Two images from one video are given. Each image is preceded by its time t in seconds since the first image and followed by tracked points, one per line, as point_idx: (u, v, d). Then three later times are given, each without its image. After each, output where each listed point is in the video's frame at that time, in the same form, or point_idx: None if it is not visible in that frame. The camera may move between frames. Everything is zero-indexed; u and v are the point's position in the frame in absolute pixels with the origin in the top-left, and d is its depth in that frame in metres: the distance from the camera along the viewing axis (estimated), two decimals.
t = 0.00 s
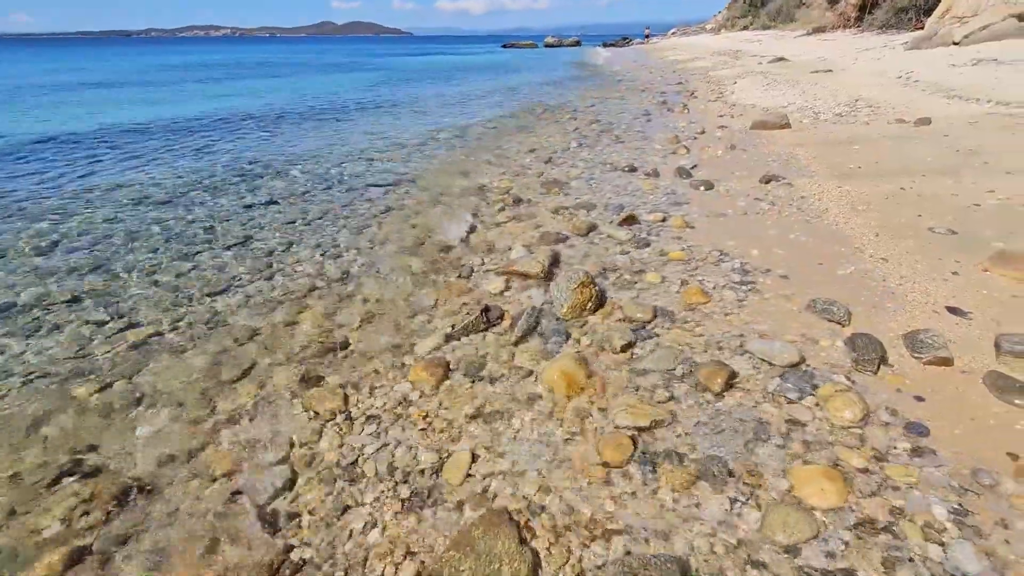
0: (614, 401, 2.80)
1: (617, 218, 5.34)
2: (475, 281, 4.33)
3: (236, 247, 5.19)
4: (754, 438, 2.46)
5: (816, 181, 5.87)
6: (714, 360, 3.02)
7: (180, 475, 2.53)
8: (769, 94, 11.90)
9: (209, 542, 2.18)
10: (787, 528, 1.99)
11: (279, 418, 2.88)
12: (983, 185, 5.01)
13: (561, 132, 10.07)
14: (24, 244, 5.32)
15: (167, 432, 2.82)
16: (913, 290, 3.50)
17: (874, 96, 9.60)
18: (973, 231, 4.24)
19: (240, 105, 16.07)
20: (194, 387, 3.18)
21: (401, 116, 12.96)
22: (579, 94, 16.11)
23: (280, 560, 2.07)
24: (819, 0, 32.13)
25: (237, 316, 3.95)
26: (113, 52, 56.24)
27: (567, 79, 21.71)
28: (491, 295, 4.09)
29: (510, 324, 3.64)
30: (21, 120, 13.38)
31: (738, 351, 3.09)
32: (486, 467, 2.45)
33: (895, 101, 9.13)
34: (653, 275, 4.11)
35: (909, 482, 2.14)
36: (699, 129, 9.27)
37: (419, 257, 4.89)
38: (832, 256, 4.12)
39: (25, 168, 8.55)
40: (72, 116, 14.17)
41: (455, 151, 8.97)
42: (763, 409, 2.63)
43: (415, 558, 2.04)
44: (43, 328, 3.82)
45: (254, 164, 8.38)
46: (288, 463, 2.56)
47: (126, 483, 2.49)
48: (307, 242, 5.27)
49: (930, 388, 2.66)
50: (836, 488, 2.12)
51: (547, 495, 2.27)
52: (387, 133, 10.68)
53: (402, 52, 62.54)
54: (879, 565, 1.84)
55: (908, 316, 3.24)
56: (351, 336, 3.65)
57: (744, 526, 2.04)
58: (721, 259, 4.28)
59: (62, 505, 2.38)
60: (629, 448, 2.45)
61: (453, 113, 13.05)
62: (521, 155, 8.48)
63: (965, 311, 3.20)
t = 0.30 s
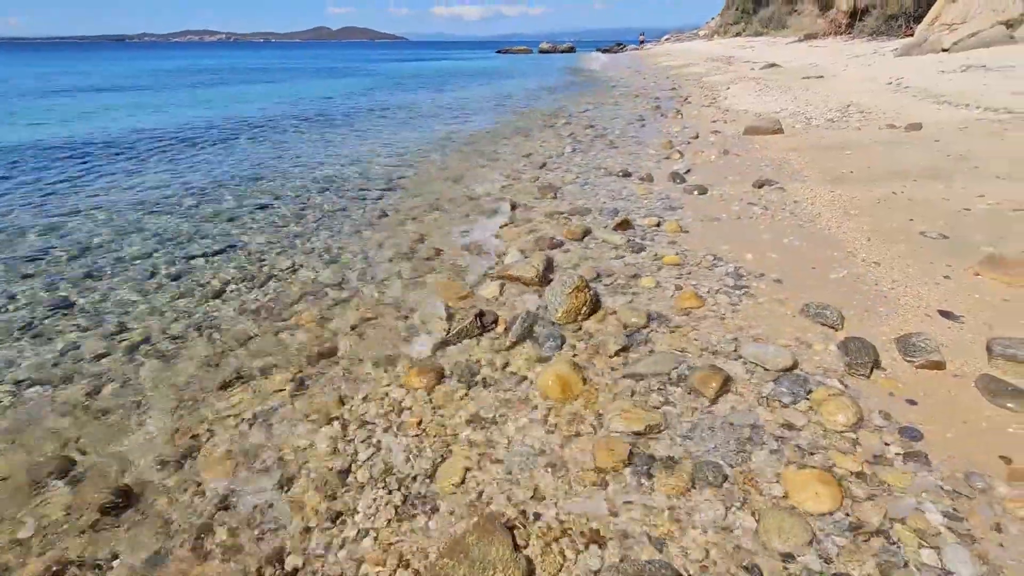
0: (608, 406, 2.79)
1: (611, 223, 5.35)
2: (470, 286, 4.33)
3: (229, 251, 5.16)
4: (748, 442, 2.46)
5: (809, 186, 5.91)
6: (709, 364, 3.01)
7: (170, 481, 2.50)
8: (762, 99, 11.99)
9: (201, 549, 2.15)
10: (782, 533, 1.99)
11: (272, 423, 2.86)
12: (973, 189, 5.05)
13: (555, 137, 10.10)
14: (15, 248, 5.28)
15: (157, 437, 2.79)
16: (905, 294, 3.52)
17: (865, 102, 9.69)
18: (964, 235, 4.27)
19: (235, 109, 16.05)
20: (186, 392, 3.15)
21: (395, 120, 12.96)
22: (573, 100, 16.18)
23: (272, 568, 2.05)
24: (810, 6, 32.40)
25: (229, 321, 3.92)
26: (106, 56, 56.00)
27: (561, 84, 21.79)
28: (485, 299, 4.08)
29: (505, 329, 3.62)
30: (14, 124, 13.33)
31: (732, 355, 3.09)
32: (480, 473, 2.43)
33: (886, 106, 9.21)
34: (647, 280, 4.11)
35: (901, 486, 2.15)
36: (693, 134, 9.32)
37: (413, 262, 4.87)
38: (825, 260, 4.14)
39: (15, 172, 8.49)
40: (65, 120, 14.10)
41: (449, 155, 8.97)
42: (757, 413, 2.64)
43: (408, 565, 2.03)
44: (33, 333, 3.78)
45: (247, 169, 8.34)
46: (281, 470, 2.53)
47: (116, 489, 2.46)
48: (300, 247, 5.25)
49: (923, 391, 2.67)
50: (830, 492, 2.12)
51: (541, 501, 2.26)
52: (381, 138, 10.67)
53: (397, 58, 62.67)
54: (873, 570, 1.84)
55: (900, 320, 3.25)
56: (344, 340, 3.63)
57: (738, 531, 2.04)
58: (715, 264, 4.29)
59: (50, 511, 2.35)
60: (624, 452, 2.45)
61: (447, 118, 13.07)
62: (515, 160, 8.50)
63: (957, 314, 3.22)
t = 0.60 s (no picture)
0: (599, 420, 2.78)
1: (602, 236, 5.38)
2: (461, 298, 4.32)
3: (218, 263, 5.13)
4: (738, 455, 2.46)
5: (796, 199, 5.98)
6: (698, 377, 3.02)
7: (152, 497, 2.45)
8: (750, 114, 12.16)
9: (184, 568, 2.11)
10: (772, 547, 1.99)
11: (259, 437, 2.82)
12: (956, 203, 5.13)
13: (547, 150, 10.17)
14: None
15: (141, 451, 2.74)
16: (892, 307, 3.56)
17: (850, 116, 9.86)
18: (949, 248, 4.33)
19: (227, 121, 16.06)
20: (171, 405, 3.10)
21: (388, 133, 13.01)
22: (565, 113, 16.33)
23: None
24: (796, 23, 33.01)
25: (216, 333, 3.88)
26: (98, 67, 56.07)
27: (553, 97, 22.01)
28: (477, 312, 4.08)
29: (495, 342, 3.62)
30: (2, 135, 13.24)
31: (722, 368, 3.10)
32: (470, 489, 2.41)
33: (871, 121, 9.37)
34: (638, 292, 4.13)
35: (890, 499, 2.15)
36: (683, 147, 9.42)
37: (404, 274, 4.86)
38: (813, 273, 4.18)
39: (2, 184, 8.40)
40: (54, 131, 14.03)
41: (441, 168, 8.99)
42: (747, 426, 2.64)
43: None
44: (15, 346, 3.72)
45: (237, 180, 8.32)
46: (267, 485, 2.50)
47: (96, 505, 2.40)
48: (290, 258, 5.22)
49: (910, 404, 2.69)
50: (819, 506, 2.12)
51: (531, 517, 2.24)
52: (373, 150, 10.69)
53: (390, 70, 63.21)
54: None
55: (887, 333, 3.28)
56: (334, 353, 3.61)
57: (728, 546, 2.03)
58: (705, 276, 4.32)
59: (27, 529, 2.29)
60: (614, 467, 2.44)
61: (440, 131, 13.13)
62: (507, 172, 8.54)
63: (943, 327, 3.26)
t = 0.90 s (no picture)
0: (589, 438, 2.77)
1: (592, 253, 5.42)
2: (451, 314, 4.32)
3: (206, 278, 5.09)
4: (727, 475, 2.46)
5: (784, 217, 6.08)
6: (688, 396, 3.03)
7: (134, 517, 2.40)
8: (738, 133, 12.38)
9: None
10: (761, 569, 1.98)
11: (245, 455, 2.78)
12: (939, 223, 5.24)
13: (538, 167, 10.26)
14: None
15: (123, 470, 2.69)
16: (877, 325, 3.60)
17: (835, 137, 10.07)
18: (932, 267, 4.41)
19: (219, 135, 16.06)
20: (154, 423, 3.05)
21: (380, 149, 13.07)
22: (556, 130, 16.52)
23: None
24: (781, 45, 33.79)
25: (203, 349, 3.84)
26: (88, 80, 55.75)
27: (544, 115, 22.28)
28: (467, 328, 4.07)
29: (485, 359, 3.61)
30: None
31: (711, 386, 3.11)
32: (459, 509, 2.39)
33: (856, 142, 9.57)
34: (628, 309, 4.15)
35: (878, 519, 2.16)
36: (672, 166, 9.55)
37: (394, 290, 4.85)
38: (800, 291, 4.23)
39: None
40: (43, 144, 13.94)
41: (434, 184, 9.04)
42: (736, 445, 2.65)
43: None
44: None
45: (228, 195, 8.30)
46: (252, 505, 2.45)
47: (75, 527, 2.35)
48: (280, 273, 5.20)
49: (897, 423, 2.71)
50: (808, 526, 2.12)
51: (520, 538, 2.22)
52: (366, 165, 10.73)
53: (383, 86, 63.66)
54: None
55: (873, 351, 3.32)
56: (322, 369, 3.58)
57: (717, 568, 2.02)
58: (695, 294, 4.36)
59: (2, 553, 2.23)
60: (604, 487, 2.43)
61: (432, 147, 13.22)
62: (499, 189, 8.59)
63: (927, 346, 3.30)
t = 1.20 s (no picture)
0: (577, 459, 2.76)
1: (581, 272, 5.46)
2: (440, 332, 4.31)
3: (192, 294, 5.04)
4: (714, 497, 2.46)
5: (769, 239, 6.17)
6: (675, 417, 3.03)
7: (111, 540, 2.34)
8: (724, 156, 12.61)
9: None
10: None
11: (227, 475, 2.73)
12: (920, 246, 5.36)
13: (528, 187, 10.35)
14: None
15: (100, 490, 2.63)
16: (862, 347, 3.65)
17: (819, 161, 10.31)
18: (913, 289, 4.50)
19: (209, 151, 16.04)
20: (135, 441, 2.99)
21: (371, 166, 13.12)
22: (546, 150, 16.73)
23: None
24: (766, 71, 34.58)
25: (187, 366, 3.79)
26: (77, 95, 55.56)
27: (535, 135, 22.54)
28: (456, 346, 4.06)
29: (474, 378, 3.60)
30: None
31: (698, 408, 3.12)
32: (444, 532, 2.35)
33: (838, 166, 9.80)
34: (616, 329, 4.18)
35: (864, 542, 2.16)
36: (660, 187, 9.70)
37: (383, 307, 4.84)
38: (786, 312, 4.29)
39: None
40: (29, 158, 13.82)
41: (424, 202, 9.09)
42: (723, 467, 2.65)
43: None
44: None
45: (217, 211, 8.27)
46: (232, 527, 2.40)
47: (47, 550, 2.28)
48: (267, 290, 5.17)
49: (881, 444, 2.73)
50: (794, 550, 2.12)
51: (507, 562, 2.19)
52: (356, 183, 10.75)
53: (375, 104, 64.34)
54: None
55: (857, 372, 3.36)
56: (308, 387, 3.54)
57: None
58: (682, 314, 4.40)
59: None
60: (591, 509, 2.42)
61: (423, 165, 13.31)
62: (489, 207, 8.65)
63: (910, 367, 3.35)
